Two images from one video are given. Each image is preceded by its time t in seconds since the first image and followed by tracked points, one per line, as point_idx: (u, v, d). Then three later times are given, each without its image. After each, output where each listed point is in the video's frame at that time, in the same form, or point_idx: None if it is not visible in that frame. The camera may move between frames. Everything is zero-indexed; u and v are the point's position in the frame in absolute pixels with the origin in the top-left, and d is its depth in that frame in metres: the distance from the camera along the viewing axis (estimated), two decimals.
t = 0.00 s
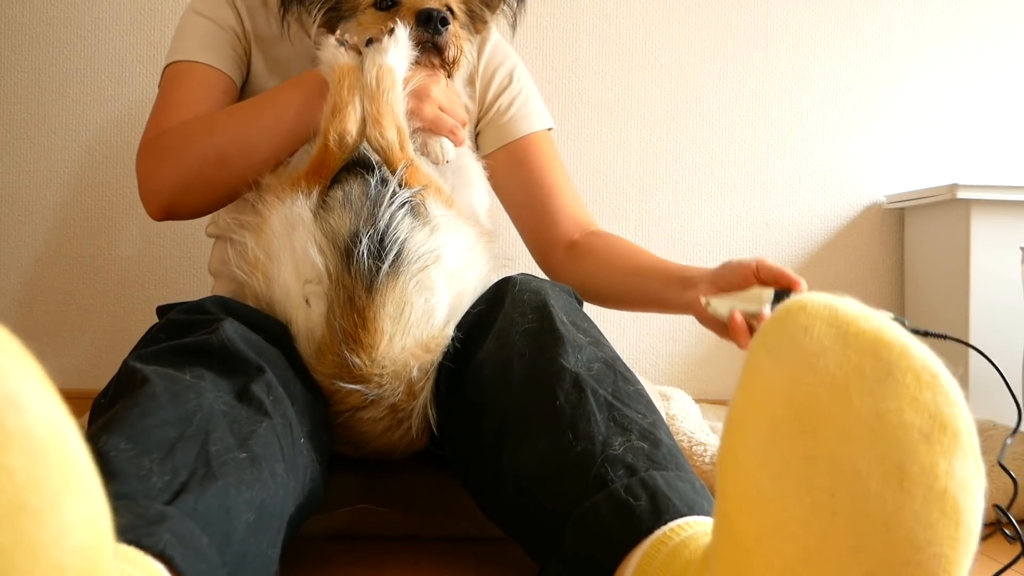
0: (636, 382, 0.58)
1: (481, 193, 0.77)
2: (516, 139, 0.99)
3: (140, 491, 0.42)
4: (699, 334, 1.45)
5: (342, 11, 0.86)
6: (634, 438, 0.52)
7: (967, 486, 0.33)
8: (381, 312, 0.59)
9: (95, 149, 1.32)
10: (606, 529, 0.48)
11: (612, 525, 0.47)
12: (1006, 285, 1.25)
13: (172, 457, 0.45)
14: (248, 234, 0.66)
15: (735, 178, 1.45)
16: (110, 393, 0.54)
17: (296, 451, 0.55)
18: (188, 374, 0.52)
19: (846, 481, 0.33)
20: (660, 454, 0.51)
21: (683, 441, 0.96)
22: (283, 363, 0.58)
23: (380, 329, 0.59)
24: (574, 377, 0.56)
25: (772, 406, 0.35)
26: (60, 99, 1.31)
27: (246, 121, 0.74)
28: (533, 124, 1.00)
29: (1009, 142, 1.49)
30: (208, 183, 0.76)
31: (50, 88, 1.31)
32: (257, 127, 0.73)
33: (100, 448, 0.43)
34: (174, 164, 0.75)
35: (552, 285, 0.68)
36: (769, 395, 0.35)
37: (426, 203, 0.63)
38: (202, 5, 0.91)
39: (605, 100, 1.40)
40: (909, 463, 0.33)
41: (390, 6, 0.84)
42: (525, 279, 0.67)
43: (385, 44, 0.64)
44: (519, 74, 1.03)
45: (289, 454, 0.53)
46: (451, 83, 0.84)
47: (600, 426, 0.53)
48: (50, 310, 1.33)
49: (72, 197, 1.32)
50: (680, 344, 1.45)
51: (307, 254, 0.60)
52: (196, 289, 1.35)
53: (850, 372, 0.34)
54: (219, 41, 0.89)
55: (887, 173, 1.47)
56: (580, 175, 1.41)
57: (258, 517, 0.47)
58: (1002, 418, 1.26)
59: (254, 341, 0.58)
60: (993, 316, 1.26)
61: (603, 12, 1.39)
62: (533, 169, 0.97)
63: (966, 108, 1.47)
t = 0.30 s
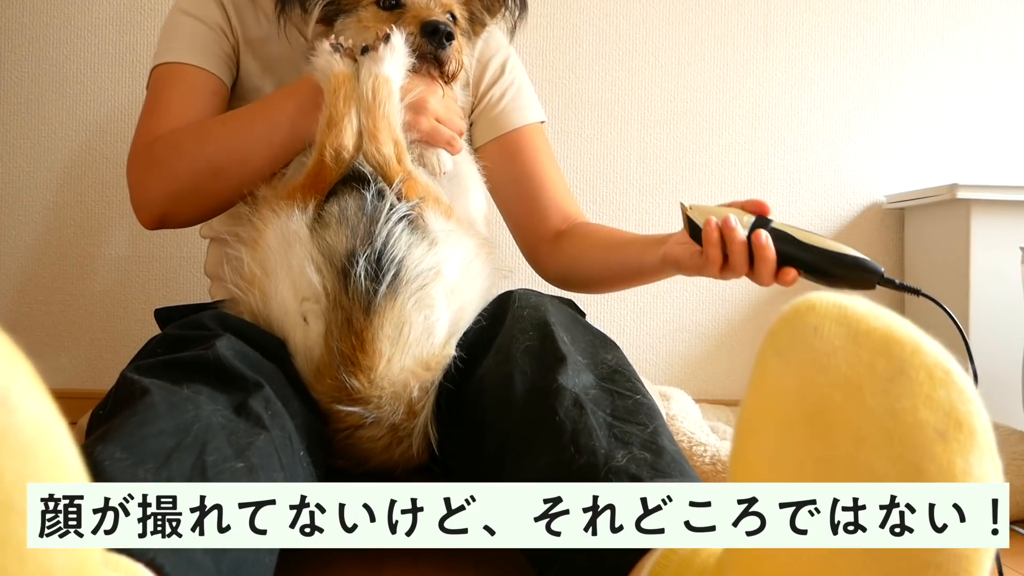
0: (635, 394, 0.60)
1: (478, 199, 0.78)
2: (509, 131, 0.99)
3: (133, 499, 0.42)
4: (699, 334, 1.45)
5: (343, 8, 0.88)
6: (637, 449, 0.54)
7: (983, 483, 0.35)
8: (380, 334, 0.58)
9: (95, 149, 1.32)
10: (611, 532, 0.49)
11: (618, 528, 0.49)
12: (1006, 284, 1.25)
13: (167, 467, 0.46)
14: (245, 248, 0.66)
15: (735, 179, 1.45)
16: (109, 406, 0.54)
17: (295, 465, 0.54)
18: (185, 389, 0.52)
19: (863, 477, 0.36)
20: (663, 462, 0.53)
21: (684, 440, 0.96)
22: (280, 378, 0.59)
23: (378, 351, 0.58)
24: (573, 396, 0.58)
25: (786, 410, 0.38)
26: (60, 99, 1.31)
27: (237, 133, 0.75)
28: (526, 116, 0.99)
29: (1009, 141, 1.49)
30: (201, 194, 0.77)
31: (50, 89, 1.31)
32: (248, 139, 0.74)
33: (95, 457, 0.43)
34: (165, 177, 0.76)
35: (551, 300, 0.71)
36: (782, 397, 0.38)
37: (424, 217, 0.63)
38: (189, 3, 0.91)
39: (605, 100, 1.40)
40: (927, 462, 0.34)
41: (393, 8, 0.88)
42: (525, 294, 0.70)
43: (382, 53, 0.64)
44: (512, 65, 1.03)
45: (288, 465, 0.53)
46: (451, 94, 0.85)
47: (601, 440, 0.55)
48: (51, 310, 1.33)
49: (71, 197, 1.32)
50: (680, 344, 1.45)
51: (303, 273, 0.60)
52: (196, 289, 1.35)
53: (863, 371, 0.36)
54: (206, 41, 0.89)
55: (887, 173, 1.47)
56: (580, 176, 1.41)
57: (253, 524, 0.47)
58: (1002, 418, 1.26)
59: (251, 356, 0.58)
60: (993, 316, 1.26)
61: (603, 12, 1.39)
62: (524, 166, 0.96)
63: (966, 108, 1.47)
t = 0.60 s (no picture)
0: (636, 395, 0.61)
1: (477, 197, 0.79)
2: (505, 125, 1.00)
3: (133, 499, 0.43)
4: (699, 334, 1.45)
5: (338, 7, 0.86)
6: (640, 451, 0.54)
7: (993, 483, 0.35)
8: (381, 336, 0.58)
9: (95, 149, 1.32)
10: (611, 532, 0.49)
11: (618, 528, 0.49)
12: (1006, 284, 1.25)
13: (168, 470, 0.45)
14: (245, 251, 0.66)
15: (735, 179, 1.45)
16: (109, 409, 0.54)
17: (297, 467, 0.54)
18: (187, 392, 0.52)
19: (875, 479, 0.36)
20: (666, 464, 0.53)
21: (684, 440, 0.96)
22: (279, 382, 0.59)
23: (380, 353, 0.58)
24: (575, 400, 0.58)
25: (796, 412, 0.38)
26: (60, 99, 1.31)
27: (232, 138, 0.75)
28: (523, 109, 1.01)
29: (1009, 141, 1.49)
30: (198, 200, 0.78)
31: (50, 89, 1.31)
32: (243, 144, 0.75)
33: (97, 458, 0.43)
34: (161, 184, 0.77)
35: (555, 302, 0.71)
36: (789, 396, 0.38)
37: (425, 218, 0.63)
38: (183, 8, 0.92)
39: (605, 100, 1.40)
40: (937, 464, 0.35)
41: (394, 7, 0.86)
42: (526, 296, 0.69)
43: (380, 56, 0.65)
44: (509, 58, 1.04)
45: (289, 468, 0.53)
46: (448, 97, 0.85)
47: (605, 443, 0.55)
48: (51, 310, 1.34)
49: (71, 197, 1.32)
50: (680, 343, 1.45)
51: (303, 275, 0.60)
52: (196, 289, 1.34)
53: (874, 370, 0.36)
54: (200, 44, 0.89)
55: (887, 173, 1.47)
56: (580, 176, 1.41)
57: (253, 524, 0.47)
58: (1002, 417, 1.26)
59: (252, 360, 0.58)
60: (993, 316, 1.26)
61: (603, 12, 1.39)
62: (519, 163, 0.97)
63: (966, 108, 1.47)
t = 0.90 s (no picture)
0: (636, 399, 0.61)
1: (473, 194, 0.79)
2: (494, 114, 1.00)
3: (133, 500, 0.42)
4: (699, 334, 1.45)
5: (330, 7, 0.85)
6: (640, 456, 0.54)
7: (1017, 486, 0.35)
8: (380, 337, 0.58)
9: (94, 149, 1.31)
10: (611, 532, 0.49)
11: (618, 528, 0.49)
12: (1006, 285, 1.25)
13: (168, 472, 0.45)
14: (242, 256, 0.66)
15: (735, 179, 1.45)
16: (109, 413, 0.54)
17: (297, 468, 0.54)
18: (187, 396, 0.53)
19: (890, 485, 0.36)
20: (667, 467, 0.53)
21: (684, 440, 0.96)
22: (280, 384, 0.58)
23: (379, 354, 0.58)
24: (575, 408, 0.58)
25: (821, 419, 0.37)
26: (60, 98, 1.31)
27: (223, 141, 0.75)
28: (512, 98, 1.01)
29: (1009, 141, 1.48)
30: (192, 205, 0.78)
31: (49, 89, 1.31)
32: (235, 147, 0.75)
33: (97, 460, 0.43)
34: (155, 191, 0.76)
35: (556, 309, 0.71)
36: (816, 404, 0.37)
37: (422, 219, 0.63)
38: (169, 15, 0.91)
39: (605, 100, 1.40)
40: (960, 470, 0.34)
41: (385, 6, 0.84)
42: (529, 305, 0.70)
43: (376, 58, 0.64)
44: (497, 49, 1.04)
45: (289, 470, 0.52)
46: (438, 97, 0.83)
47: (605, 449, 0.55)
48: (50, 310, 1.33)
49: (70, 197, 1.32)
50: (680, 344, 1.45)
51: (301, 277, 0.60)
52: (195, 289, 1.34)
53: (898, 375, 0.36)
54: (189, 51, 0.89)
55: (887, 173, 1.47)
56: (580, 176, 1.41)
57: (253, 525, 0.47)
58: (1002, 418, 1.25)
59: (250, 363, 0.58)
60: (993, 316, 1.26)
61: (603, 12, 1.39)
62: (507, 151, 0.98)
63: (966, 108, 1.47)
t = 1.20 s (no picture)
0: (636, 399, 0.61)
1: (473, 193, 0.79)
2: (489, 107, 1.00)
3: (133, 499, 0.42)
4: (699, 334, 1.45)
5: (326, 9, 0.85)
6: (641, 456, 0.54)
7: (1016, 488, 0.34)
8: (379, 340, 0.58)
9: (94, 149, 1.31)
10: (611, 532, 0.49)
11: (618, 528, 0.49)
12: (1006, 285, 1.25)
13: (168, 472, 0.45)
14: (241, 257, 0.66)
15: (735, 179, 1.44)
16: (108, 413, 0.54)
17: (297, 468, 0.54)
18: (186, 396, 0.52)
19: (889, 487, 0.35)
20: (667, 466, 0.53)
21: (684, 440, 0.96)
22: (281, 385, 0.58)
23: (378, 356, 0.58)
24: (576, 408, 0.58)
25: (818, 419, 0.37)
26: (60, 98, 1.31)
27: (220, 145, 0.75)
28: (506, 90, 1.02)
29: (1009, 141, 1.48)
30: (191, 209, 0.78)
31: (49, 89, 1.31)
32: (232, 150, 0.75)
33: (96, 460, 0.43)
34: (153, 196, 0.76)
35: (555, 309, 0.72)
36: (811, 401, 0.37)
37: (422, 220, 0.63)
38: (160, 19, 0.91)
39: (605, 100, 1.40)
40: (960, 470, 0.34)
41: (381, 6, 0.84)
42: (530, 305, 0.70)
43: (379, 57, 0.64)
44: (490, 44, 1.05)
45: (289, 470, 0.52)
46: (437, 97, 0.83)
47: (606, 449, 0.55)
48: (50, 310, 1.33)
49: (70, 197, 1.32)
50: (680, 344, 1.45)
51: (301, 279, 0.60)
52: (195, 288, 1.34)
53: (895, 377, 0.36)
54: (182, 54, 0.89)
55: (887, 173, 1.47)
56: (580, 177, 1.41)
57: (253, 525, 0.47)
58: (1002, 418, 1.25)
59: (250, 363, 0.58)
60: (992, 317, 1.26)
61: (603, 12, 1.39)
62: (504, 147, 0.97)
63: (966, 108, 1.47)
